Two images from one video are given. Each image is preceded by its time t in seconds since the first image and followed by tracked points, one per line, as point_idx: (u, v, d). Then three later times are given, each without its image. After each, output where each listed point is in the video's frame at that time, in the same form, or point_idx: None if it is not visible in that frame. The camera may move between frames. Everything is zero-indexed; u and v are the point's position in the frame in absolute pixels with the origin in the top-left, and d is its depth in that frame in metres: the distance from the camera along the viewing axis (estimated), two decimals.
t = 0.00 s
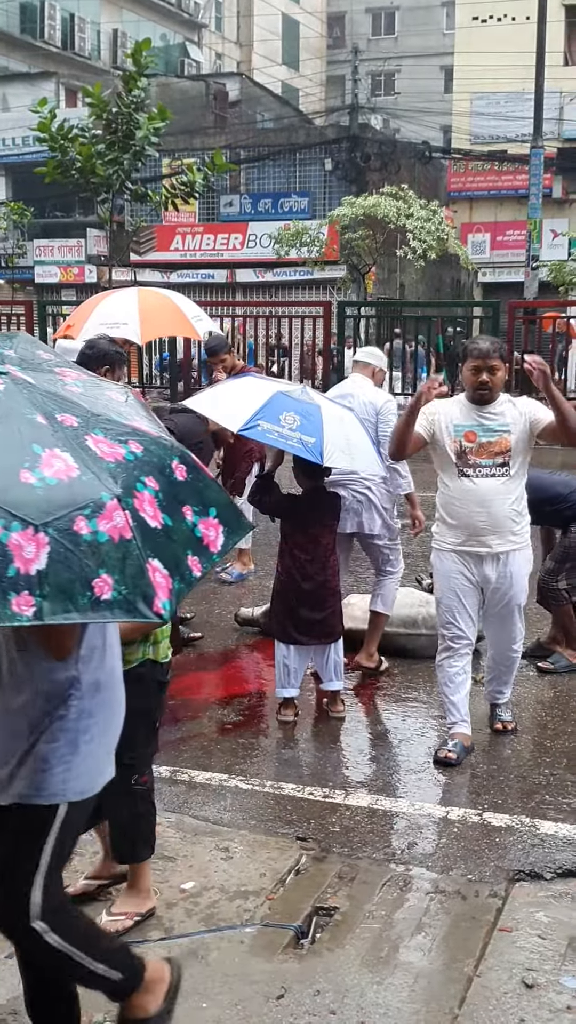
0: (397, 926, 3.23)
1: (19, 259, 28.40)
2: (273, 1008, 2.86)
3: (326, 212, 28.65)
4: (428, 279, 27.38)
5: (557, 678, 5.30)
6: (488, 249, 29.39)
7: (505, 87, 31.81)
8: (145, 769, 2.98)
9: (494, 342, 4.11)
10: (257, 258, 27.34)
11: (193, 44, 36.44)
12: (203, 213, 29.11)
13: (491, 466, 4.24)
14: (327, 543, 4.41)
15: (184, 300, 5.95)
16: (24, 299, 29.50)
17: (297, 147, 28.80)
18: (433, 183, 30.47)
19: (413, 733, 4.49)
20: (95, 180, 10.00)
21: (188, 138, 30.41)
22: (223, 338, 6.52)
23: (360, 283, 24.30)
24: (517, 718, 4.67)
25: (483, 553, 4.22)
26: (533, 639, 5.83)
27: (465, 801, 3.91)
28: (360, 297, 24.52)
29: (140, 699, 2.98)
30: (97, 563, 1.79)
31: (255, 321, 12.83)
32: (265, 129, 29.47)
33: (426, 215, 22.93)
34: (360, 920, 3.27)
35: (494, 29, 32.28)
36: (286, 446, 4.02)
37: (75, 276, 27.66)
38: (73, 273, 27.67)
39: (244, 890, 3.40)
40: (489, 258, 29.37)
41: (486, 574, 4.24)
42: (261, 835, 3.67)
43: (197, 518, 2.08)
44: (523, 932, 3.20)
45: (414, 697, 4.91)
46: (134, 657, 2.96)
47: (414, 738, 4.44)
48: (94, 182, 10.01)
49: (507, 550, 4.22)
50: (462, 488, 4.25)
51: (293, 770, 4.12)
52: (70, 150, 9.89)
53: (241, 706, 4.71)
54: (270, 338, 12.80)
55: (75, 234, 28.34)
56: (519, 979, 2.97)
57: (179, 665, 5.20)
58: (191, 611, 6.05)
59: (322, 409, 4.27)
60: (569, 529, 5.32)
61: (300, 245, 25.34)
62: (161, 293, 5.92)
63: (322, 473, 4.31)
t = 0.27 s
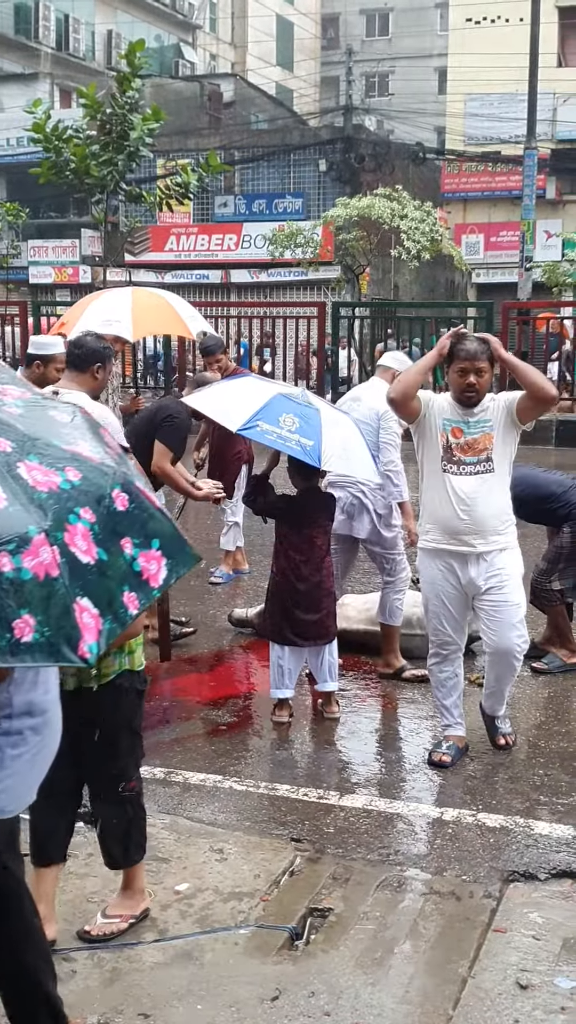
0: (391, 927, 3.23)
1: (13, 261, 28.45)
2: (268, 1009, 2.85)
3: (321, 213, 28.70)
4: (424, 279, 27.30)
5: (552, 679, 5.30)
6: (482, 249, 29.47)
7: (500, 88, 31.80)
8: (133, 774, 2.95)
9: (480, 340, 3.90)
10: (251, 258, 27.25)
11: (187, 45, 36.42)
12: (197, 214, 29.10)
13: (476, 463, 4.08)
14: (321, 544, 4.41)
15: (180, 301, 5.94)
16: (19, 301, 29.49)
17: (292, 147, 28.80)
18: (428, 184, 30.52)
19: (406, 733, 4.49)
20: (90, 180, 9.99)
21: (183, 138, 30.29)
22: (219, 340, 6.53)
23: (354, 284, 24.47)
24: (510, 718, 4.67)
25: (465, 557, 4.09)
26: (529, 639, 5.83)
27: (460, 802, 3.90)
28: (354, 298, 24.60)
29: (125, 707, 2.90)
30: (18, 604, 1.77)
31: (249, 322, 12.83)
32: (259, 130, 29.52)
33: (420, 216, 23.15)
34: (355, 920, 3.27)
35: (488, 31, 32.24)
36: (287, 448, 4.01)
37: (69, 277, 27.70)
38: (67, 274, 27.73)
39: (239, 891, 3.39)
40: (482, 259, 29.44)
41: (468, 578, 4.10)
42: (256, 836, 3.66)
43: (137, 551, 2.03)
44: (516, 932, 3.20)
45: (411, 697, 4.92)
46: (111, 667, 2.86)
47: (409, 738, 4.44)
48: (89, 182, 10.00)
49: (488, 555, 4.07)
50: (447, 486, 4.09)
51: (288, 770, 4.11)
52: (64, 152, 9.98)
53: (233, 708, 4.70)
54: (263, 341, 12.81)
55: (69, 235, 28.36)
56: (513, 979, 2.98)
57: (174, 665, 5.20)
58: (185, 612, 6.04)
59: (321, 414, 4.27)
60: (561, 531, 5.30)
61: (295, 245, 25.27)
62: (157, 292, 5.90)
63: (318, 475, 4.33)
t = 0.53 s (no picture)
0: (388, 935, 3.15)
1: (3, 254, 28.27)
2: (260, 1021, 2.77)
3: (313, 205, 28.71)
4: (421, 272, 27.15)
5: (551, 681, 5.23)
6: (481, 243, 29.27)
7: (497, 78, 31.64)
8: (77, 801, 2.78)
9: (481, 336, 3.62)
10: (244, 252, 26.81)
11: (179, 35, 36.15)
12: (189, 205, 28.93)
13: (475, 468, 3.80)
14: (316, 544, 4.33)
15: (172, 295, 5.83)
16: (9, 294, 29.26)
17: (286, 139, 28.84)
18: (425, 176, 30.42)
19: (404, 736, 4.42)
20: (80, 173, 9.88)
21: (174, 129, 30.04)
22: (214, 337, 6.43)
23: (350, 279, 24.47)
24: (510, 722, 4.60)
25: (459, 566, 3.84)
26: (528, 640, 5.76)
27: (457, 807, 3.83)
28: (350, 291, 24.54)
29: (80, 728, 2.78)
30: None
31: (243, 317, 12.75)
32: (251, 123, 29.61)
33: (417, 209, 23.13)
34: (351, 927, 3.20)
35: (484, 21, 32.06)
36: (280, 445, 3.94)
37: (58, 271, 27.50)
38: (57, 267, 27.54)
39: (232, 898, 3.32)
40: (481, 252, 29.28)
41: (463, 588, 3.86)
42: (249, 843, 3.59)
43: (24, 559, 2.30)
44: (514, 941, 3.13)
45: (409, 700, 4.85)
46: (69, 679, 2.74)
47: (405, 741, 4.38)
48: (78, 174, 9.89)
49: (483, 564, 3.82)
50: (444, 490, 3.83)
51: (282, 776, 4.03)
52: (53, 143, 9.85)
53: (226, 711, 4.63)
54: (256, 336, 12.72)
55: (59, 227, 28.16)
56: (511, 988, 2.90)
57: (164, 669, 5.12)
58: (176, 613, 5.97)
59: (314, 409, 4.19)
60: (562, 529, 5.20)
61: (289, 239, 24.47)
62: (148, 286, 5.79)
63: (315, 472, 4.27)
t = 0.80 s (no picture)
0: (393, 969, 2.90)
1: None
2: None
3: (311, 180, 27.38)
4: (425, 251, 26.52)
5: (566, 693, 4.96)
6: (493, 218, 28.80)
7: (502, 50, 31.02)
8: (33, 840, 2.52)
9: (506, 331, 3.31)
10: (236, 229, 26.18)
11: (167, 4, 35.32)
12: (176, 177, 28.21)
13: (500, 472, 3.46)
14: (313, 546, 4.07)
15: (158, 276, 5.57)
16: None
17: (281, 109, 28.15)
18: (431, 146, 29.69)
19: (405, 752, 4.17)
20: (56, 141, 9.93)
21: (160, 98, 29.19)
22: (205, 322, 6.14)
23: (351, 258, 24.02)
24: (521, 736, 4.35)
25: (479, 586, 3.51)
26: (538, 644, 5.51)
27: (466, 830, 3.58)
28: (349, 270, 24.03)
29: (40, 754, 2.53)
30: None
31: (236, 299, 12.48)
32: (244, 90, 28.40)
33: (423, 181, 22.63)
34: (353, 959, 2.95)
35: None
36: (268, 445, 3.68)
37: (35, 249, 26.49)
38: (33, 245, 26.53)
39: (223, 928, 3.06)
40: (493, 229, 28.83)
41: (483, 609, 3.53)
42: (242, 868, 3.33)
43: None
44: (529, 974, 2.87)
45: (414, 713, 4.59)
46: (28, 701, 2.49)
47: (407, 758, 4.12)
48: (55, 142, 9.93)
49: (505, 584, 3.48)
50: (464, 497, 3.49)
51: (276, 796, 3.77)
52: (28, 111, 9.96)
53: (217, 726, 4.38)
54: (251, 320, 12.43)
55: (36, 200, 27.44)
56: None
57: (151, 680, 4.87)
58: (162, 621, 5.71)
59: (304, 400, 3.91)
60: None
61: (285, 213, 24.28)
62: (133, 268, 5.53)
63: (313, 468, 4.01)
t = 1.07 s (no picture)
0: (400, 987, 2.78)
1: None
2: None
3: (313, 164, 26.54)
4: (431, 238, 25.92)
5: None
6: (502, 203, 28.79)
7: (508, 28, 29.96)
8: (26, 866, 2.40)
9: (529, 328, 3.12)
10: (233, 215, 25.77)
11: None
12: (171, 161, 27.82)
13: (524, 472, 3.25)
14: (315, 544, 3.94)
15: (151, 264, 5.43)
16: None
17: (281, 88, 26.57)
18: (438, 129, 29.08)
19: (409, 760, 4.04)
20: (49, 126, 9.89)
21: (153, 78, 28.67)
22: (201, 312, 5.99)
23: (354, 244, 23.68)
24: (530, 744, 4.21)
25: (504, 593, 3.30)
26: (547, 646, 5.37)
27: (474, 842, 3.45)
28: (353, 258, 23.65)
29: (25, 777, 2.39)
30: None
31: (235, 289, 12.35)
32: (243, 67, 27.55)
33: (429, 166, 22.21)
34: (356, 977, 2.83)
35: None
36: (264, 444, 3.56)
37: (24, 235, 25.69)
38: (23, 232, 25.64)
39: (222, 944, 2.94)
40: (503, 214, 28.83)
41: (507, 616, 3.31)
42: (241, 881, 3.20)
43: None
44: (542, 993, 2.75)
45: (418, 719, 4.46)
46: (10, 723, 2.35)
47: (410, 766, 3.99)
48: (47, 127, 9.90)
49: (533, 592, 3.28)
50: (487, 500, 3.28)
51: (277, 807, 3.64)
52: (17, 92, 9.88)
53: (215, 733, 4.26)
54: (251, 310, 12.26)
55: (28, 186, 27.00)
56: None
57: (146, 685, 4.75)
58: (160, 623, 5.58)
59: (302, 393, 3.77)
60: None
61: (284, 199, 23.98)
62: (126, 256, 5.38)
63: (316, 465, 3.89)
